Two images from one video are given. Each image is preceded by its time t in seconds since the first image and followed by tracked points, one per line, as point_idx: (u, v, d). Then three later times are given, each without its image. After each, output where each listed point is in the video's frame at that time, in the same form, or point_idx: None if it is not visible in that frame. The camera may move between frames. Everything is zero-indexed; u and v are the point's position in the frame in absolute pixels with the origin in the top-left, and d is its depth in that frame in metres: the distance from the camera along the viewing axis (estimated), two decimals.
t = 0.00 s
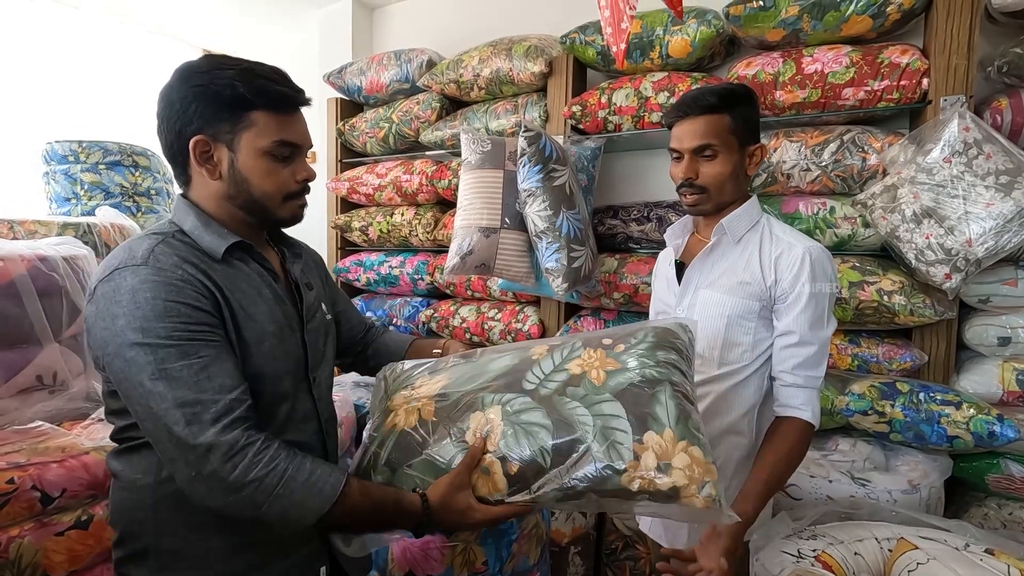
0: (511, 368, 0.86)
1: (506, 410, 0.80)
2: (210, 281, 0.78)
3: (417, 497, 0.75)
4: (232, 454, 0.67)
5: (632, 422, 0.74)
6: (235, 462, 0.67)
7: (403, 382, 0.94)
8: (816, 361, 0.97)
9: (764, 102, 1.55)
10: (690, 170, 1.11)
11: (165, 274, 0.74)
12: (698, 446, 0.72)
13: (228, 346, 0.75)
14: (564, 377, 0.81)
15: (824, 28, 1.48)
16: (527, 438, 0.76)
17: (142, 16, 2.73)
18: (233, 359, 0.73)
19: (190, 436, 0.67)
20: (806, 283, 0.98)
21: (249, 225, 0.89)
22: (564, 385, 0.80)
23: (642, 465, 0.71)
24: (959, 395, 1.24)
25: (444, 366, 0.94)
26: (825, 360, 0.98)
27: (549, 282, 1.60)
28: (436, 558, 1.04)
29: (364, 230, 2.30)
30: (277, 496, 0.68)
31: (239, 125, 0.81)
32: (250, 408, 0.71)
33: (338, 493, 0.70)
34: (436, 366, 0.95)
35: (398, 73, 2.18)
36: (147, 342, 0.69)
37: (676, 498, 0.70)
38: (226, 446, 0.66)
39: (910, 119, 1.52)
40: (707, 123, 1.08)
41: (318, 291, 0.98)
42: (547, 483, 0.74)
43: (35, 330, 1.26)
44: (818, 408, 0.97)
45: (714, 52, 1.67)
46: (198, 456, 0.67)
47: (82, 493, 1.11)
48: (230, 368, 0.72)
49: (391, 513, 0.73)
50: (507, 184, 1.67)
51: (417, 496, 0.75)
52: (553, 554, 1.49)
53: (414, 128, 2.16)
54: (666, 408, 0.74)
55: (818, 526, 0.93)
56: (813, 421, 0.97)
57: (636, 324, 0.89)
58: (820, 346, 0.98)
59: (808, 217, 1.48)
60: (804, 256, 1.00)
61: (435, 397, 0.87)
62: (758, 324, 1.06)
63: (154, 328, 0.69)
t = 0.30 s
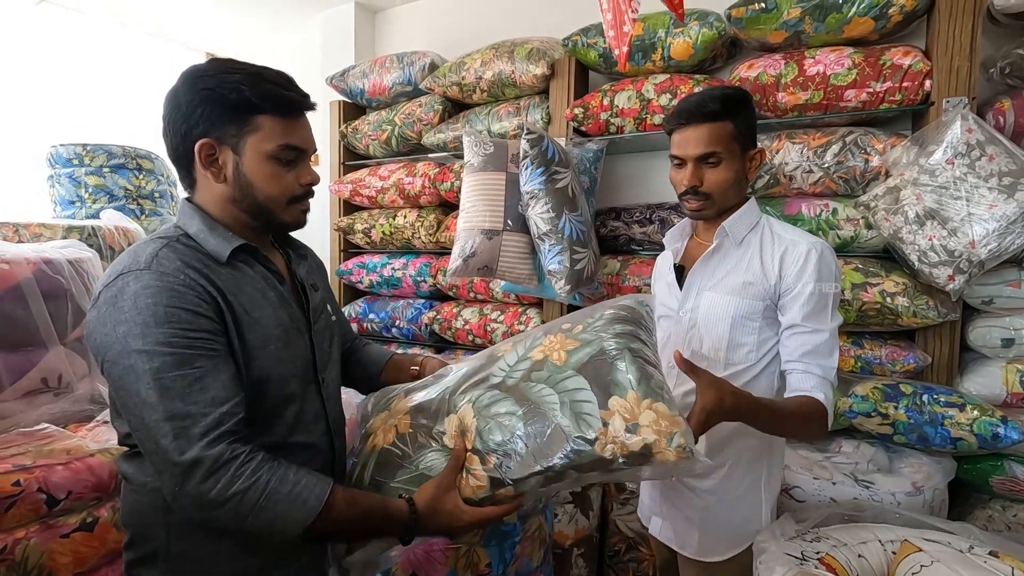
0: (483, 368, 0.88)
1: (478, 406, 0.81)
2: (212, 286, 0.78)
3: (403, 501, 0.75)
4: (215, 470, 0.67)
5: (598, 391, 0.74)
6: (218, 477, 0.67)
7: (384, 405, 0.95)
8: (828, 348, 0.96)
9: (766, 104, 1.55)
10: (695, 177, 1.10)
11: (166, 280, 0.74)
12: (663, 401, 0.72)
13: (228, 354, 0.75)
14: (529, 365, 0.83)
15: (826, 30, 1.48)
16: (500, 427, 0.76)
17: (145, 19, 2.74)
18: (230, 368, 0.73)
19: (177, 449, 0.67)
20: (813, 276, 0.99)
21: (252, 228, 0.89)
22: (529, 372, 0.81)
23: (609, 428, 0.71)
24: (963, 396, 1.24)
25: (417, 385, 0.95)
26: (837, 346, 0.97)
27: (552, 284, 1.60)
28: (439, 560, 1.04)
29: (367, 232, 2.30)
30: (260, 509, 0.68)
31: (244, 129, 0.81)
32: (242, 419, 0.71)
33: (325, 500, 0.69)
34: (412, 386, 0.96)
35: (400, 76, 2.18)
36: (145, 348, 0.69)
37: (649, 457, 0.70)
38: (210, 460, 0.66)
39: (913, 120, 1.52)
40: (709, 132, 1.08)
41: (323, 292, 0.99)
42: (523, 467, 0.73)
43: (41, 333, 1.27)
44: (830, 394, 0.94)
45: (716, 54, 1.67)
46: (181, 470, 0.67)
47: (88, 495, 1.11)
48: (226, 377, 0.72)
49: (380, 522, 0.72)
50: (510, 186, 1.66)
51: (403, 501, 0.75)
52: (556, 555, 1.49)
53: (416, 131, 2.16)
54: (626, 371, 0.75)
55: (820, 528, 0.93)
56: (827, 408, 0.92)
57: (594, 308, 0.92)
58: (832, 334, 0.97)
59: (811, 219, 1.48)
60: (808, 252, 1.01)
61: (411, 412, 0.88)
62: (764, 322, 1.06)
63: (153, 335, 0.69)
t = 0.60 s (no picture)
0: (460, 369, 0.86)
1: (455, 411, 0.79)
2: (212, 284, 0.78)
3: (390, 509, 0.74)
4: (199, 469, 0.67)
5: (573, 386, 0.72)
6: (202, 476, 0.67)
7: (365, 413, 0.94)
8: (813, 347, 0.95)
9: (770, 104, 1.55)
10: (677, 181, 1.14)
11: (165, 277, 0.74)
12: (641, 392, 0.69)
13: (225, 351, 0.75)
14: (504, 363, 0.80)
15: (830, 30, 1.48)
16: (478, 431, 0.74)
17: (150, 22, 2.75)
18: (226, 366, 0.73)
19: (164, 447, 0.68)
20: (812, 275, 0.98)
21: (254, 228, 0.90)
22: (505, 373, 0.79)
23: (588, 425, 0.68)
24: (970, 397, 1.23)
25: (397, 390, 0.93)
26: (826, 346, 0.96)
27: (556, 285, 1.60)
28: (445, 561, 1.03)
29: (370, 233, 2.31)
30: (243, 510, 0.67)
31: (245, 129, 0.81)
32: (234, 419, 0.71)
33: (310, 502, 0.69)
34: (392, 391, 0.94)
35: (404, 77, 2.19)
36: (141, 343, 0.69)
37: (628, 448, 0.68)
38: (195, 458, 0.66)
39: (918, 120, 1.51)
40: (688, 134, 1.10)
41: (327, 292, 0.99)
42: (503, 470, 0.71)
43: (47, 334, 1.28)
44: (809, 392, 0.93)
45: (720, 54, 1.67)
46: (166, 468, 0.67)
47: (93, 495, 1.12)
48: (220, 375, 0.72)
49: (363, 526, 0.73)
50: (513, 187, 1.66)
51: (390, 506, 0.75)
52: (560, 557, 1.49)
53: (420, 132, 2.17)
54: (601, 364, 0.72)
55: (825, 529, 0.92)
56: (802, 405, 0.92)
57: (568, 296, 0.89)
58: (821, 333, 0.96)
59: (816, 219, 1.48)
60: (811, 253, 1.00)
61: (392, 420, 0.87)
62: (764, 323, 1.05)
63: (150, 330, 0.70)
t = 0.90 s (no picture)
0: (453, 390, 0.84)
1: (453, 447, 0.78)
2: (212, 284, 0.79)
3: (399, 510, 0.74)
4: (217, 460, 0.67)
5: (578, 432, 0.74)
6: (220, 467, 0.67)
7: (353, 424, 0.91)
8: (813, 355, 0.94)
9: (772, 104, 1.54)
10: (664, 190, 1.16)
11: (168, 277, 0.74)
12: (645, 441, 0.73)
13: (225, 350, 0.75)
14: (501, 396, 0.80)
15: (833, 29, 1.47)
16: (486, 472, 0.76)
17: (155, 25, 2.77)
18: (227, 364, 0.73)
19: (177, 438, 0.67)
20: (806, 278, 0.96)
21: (252, 229, 0.90)
22: (504, 407, 0.79)
23: (593, 472, 0.72)
24: (973, 399, 1.22)
25: (384, 398, 0.90)
26: (825, 353, 0.95)
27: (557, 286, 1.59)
28: (444, 562, 1.04)
29: (373, 234, 2.31)
30: (259, 503, 0.68)
31: (244, 131, 0.82)
32: (241, 413, 0.72)
33: (323, 500, 0.69)
34: (379, 399, 0.91)
35: (406, 79, 2.19)
36: (143, 342, 0.69)
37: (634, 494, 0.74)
38: (211, 450, 0.66)
39: (922, 120, 1.50)
40: (664, 144, 1.13)
41: (324, 293, 1.00)
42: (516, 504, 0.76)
43: (51, 335, 1.29)
44: (812, 400, 0.94)
45: (722, 54, 1.66)
46: (182, 459, 0.67)
47: (95, 495, 1.13)
48: (223, 371, 0.72)
49: (371, 528, 0.73)
50: (514, 187, 1.66)
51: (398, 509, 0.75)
52: (561, 558, 1.49)
53: (422, 133, 2.17)
54: (606, 411, 0.74)
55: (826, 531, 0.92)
56: (806, 414, 0.92)
57: (552, 308, 0.90)
58: (818, 338, 0.95)
59: (818, 219, 1.47)
60: (803, 255, 0.98)
61: (386, 438, 0.85)
62: (757, 325, 1.04)
63: (152, 329, 0.70)
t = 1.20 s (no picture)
0: (437, 418, 0.80)
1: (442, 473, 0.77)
2: (208, 290, 0.79)
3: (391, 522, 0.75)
4: (216, 466, 0.68)
5: (566, 468, 0.72)
6: (219, 472, 0.68)
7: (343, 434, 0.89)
8: (814, 364, 0.95)
9: (770, 106, 1.54)
10: (662, 190, 1.15)
11: (164, 283, 0.75)
12: (632, 477, 0.72)
13: (221, 356, 0.75)
14: (488, 429, 0.77)
15: (831, 30, 1.46)
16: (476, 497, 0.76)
17: (159, 29, 2.79)
18: (224, 368, 0.74)
19: (176, 443, 0.68)
20: (806, 286, 0.96)
21: (245, 236, 0.90)
22: (490, 438, 0.76)
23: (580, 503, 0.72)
24: (971, 402, 1.21)
25: (371, 409, 0.87)
26: (824, 363, 0.95)
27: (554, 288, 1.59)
28: (436, 564, 1.06)
29: (373, 236, 2.32)
30: (257, 508, 0.68)
31: (246, 139, 0.82)
32: (238, 416, 0.73)
33: (319, 507, 0.70)
34: (366, 408, 0.88)
35: (406, 82, 2.20)
36: (142, 348, 0.70)
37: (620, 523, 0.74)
38: (211, 455, 0.67)
39: (921, 121, 1.49)
40: (667, 142, 1.11)
41: (315, 296, 1.00)
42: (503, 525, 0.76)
43: (51, 337, 1.29)
44: (814, 410, 0.94)
45: (720, 56, 1.66)
46: (182, 463, 0.68)
47: (92, 496, 1.13)
48: (219, 376, 0.73)
49: (366, 533, 0.73)
50: (512, 190, 1.66)
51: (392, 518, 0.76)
52: (558, 561, 1.48)
53: (422, 135, 2.18)
54: (592, 445, 0.73)
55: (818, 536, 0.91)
56: (808, 424, 0.93)
57: (541, 326, 0.85)
58: (819, 348, 0.95)
59: (816, 221, 1.46)
60: (802, 262, 0.98)
61: (376, 458, 0.83)
62: (754, 331, 1.04)
63: (150, 335, 0.70)
